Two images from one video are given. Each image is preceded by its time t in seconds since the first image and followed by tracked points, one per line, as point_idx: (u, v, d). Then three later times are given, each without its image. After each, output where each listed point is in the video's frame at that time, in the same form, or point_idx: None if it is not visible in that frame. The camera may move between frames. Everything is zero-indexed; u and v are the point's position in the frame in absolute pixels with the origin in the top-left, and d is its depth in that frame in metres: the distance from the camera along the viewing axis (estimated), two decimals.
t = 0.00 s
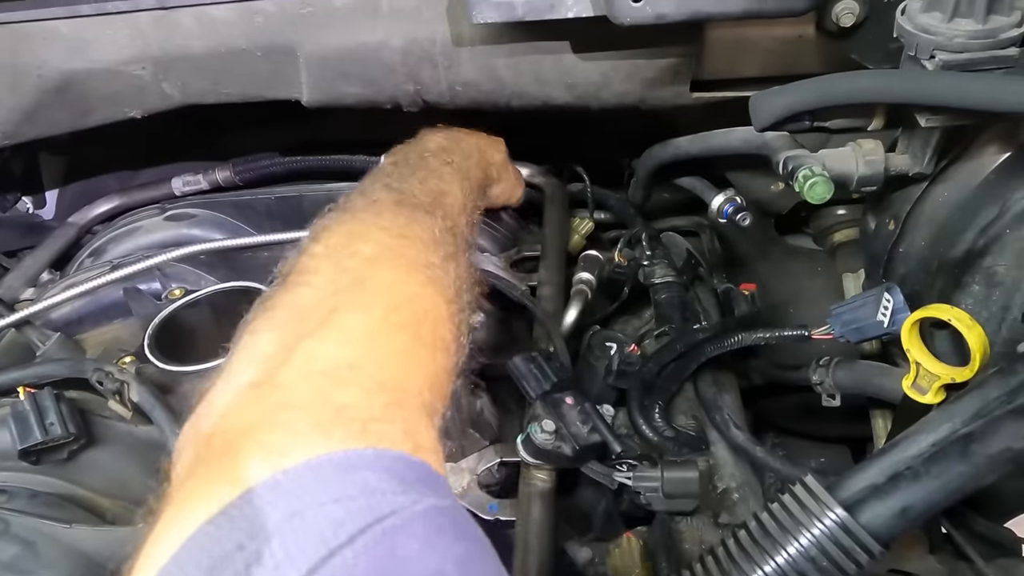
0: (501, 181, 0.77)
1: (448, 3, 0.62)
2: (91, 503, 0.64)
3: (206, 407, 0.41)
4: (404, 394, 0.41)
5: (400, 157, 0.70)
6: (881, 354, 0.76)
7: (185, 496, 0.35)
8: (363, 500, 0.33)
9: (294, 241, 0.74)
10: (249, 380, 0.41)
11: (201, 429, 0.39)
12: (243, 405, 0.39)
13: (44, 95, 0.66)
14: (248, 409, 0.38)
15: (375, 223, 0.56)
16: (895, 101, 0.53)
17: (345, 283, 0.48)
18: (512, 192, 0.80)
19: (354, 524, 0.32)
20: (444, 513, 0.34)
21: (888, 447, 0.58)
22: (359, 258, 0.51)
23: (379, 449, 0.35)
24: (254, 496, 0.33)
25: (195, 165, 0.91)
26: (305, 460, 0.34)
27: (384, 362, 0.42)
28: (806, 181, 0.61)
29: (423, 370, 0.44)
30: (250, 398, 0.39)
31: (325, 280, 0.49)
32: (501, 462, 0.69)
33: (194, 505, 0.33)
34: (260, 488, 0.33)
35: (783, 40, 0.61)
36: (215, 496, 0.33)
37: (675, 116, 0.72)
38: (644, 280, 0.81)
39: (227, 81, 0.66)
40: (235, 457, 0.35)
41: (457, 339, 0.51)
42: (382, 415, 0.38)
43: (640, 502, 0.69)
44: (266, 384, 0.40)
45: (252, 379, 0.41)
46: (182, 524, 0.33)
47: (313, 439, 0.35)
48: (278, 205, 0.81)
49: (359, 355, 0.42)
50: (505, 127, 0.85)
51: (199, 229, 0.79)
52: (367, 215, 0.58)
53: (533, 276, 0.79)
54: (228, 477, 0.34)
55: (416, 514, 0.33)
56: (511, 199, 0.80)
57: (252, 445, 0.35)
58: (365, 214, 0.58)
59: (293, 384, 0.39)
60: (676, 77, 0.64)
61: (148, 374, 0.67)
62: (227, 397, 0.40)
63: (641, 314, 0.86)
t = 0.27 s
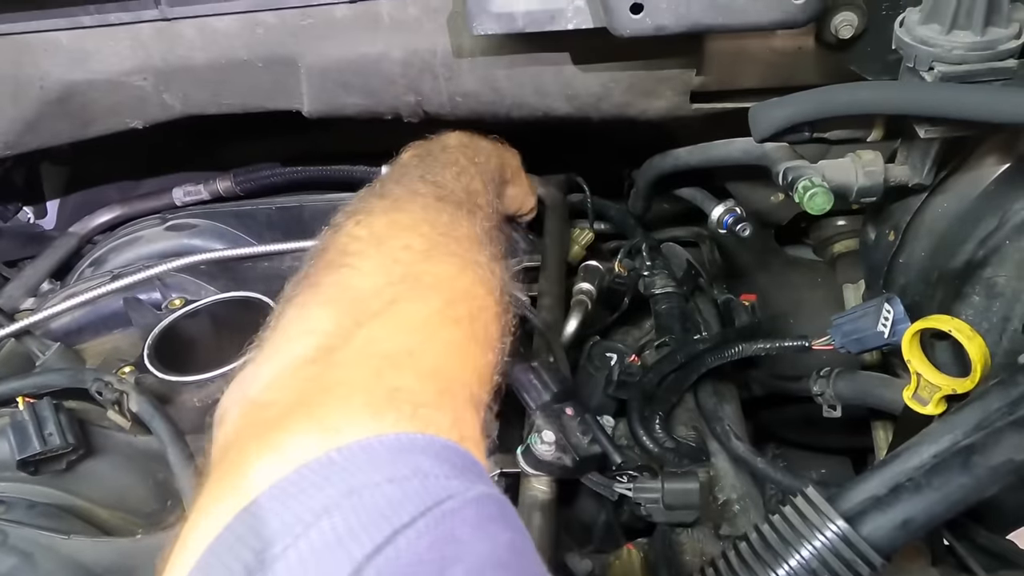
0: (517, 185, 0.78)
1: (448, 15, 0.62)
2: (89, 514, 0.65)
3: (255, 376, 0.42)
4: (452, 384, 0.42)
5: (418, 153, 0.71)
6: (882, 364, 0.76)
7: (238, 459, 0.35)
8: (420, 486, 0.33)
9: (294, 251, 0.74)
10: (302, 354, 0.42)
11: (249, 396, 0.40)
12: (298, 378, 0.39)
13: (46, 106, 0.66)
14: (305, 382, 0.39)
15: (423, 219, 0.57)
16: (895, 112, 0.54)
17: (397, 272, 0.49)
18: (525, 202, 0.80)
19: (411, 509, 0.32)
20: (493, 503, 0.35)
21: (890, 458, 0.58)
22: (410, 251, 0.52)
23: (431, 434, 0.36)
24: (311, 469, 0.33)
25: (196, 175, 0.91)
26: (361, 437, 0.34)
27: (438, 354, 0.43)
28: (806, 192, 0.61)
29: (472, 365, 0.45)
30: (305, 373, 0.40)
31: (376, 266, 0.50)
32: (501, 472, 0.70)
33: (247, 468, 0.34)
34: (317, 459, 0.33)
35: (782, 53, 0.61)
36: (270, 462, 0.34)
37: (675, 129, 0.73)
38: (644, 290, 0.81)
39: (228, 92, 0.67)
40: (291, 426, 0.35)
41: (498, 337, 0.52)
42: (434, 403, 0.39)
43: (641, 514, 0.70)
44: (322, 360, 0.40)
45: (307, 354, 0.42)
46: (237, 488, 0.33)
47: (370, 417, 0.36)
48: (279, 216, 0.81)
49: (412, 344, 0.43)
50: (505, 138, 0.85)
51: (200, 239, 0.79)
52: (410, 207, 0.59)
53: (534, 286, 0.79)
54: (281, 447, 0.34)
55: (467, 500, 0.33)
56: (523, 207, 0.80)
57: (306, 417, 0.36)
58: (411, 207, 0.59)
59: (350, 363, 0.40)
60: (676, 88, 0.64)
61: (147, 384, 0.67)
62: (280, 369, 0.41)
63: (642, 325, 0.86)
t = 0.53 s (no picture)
0: (501, 193, 0.78)
1: (449, 25, 0.62)
2: (87, 522, 0.66)
3: (272, 429, 0.43)
4: (466, 428, 0.43)
5: (406, 173, 0.72)
6: (884, 373, 0.77)
7: (263, 520, 0.36)
8: (445, 538, 0.34)
9: (296, 259, 0.74)
10: (316, 406, 0.43)
11: (269, 453, 0.41)
12: (315, 434, 0.40)
13: (49, 114, 0.67)
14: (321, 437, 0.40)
15: (427, 251, 0.58)
16: (895, 121, 0.54)
17: (403, 313, 0.50)
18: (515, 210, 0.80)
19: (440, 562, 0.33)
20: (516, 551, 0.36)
21: (892, 467, 0.58)
22: (416, 287, 0.53)
23: (452, 483, 0.37)
24: (339, 527, 0.34)
25: (198, 184, 0.91)
26: (385, 493, 0.36)
27: (451, 397, 0.44)
28: (806, 201, 0.61)
29: (482, 403, 0.46)
30: (322, 426, 0.41)
31: (384, 307, 0.51)
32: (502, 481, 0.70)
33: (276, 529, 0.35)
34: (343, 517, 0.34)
35: (781, 61, 0.61)
36: (297, 523, 0.35)
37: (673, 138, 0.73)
38: (645, 299, 0.81)
39: (230, 101, 0.67)
40: (314, 485, 0.37)
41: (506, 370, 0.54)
42: (449, 450, 0.40)
43: (642, 523, 0.70)
44: (337, 413, 0.41)
45: (320, 406, 0.43)
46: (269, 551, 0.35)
47: (389, 472, 0.37)
48: (280, 225, 0.81)
49: (423, 389, 0.44)
50: (506, 147, 0.85)
51: (201, 248, 0.79)
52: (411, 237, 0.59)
53: (533, 294, 0.78)
54: (309, 508, 0.35)
55: (493, 552, 0.34)
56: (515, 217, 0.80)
57: (327, 475, 0.37)
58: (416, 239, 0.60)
59: (365, 415, 0.41)
60: (676, 97, 0.64)
61: (148, 393, 0.66)
62: (297, 423, 0.42)
63: (643, 334, 0.86)
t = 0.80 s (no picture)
0: (513, 215, 0.78)
1: (449, 34, 0.62)
2: (86, 531, 0.65)
3: (244, 414, 0.42)
4: (438, 423, 0.42)
5: (418, 187, 0.72)
6: (884, 381, 0.77)
7: (223, 502, 0.36)
8: (399, 524, 0.33)
9: (296, 267, 0.74)
10: (290, 394, 0.43)
11: (238, 436, 0.41)
12: (284, 421, 0.40)
13: (51, 123, 0.67)
14: (291, 423, 0.40)
15: (417, 254, 0.58)
16: (894, 130, 0.54)
17: (386, 311, 0.50)
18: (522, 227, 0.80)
19: (391, 546, 0.33)
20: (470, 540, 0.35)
21: (893, 475, 0.58)
22: (402, 288, 0.53)
23: (415, 475, 0.37)
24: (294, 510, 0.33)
25: (198, 192, 0.91)
26: (346, 478, 0.35)
27: (425, 393, 0.44)
28: (806, 210, 0.61)
29: (459, 401, 0.46)
30: (294, 413, 0.41)
31: (367, 304, 0.50)
32: (501, 491, 0.70)
33: (234, 509, 0.35)
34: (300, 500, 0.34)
35: (780, 70, 0.61)
36: (255, 504, 0.34)
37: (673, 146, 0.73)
38: (645, 308, 0.81)
39: (232, 110, 0.67)
40: (276, 467, 0.36)
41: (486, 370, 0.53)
42: (418, 443, 0.40)
43: (642, 532, 0.69)
44: (309, 401, 0.41)
45: (293, 394, 0.42)
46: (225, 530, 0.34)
47: (353, 458, 0.36)
48: (281, 233, 0.81)
49: (397, 383, 0.43)
50: (506, 156, 0.85)
51: (202, 256, 0.79)
52: (403, 242, 0.60)
53: (534, 303, 0.78)
54: (267, 491, 0.35)
55: (445, 539, 0.34)
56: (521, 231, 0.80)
57: (291, 458, 0.37)
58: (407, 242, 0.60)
59: (336, 404, 0.40)
60: (676, 106, 0.64)
61: (147, 401, 0.67)
62: (268, 408, 0.42)
63: (642, 342, 0.86)
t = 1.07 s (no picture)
0: (515, 226, 0.79)
1: (450, 43, 0.62)
2: (86, 540, 0.65)
3: (242, 339, 0.44)
4: (438, 355, 0.44)
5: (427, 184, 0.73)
6: (885, 390, 0.77)
7: (233, 417, 0.37)
8: (402, 443, 0.34)
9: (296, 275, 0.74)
10: (291, 322, 0.44)
11: (237, 360, 0.42)
12: (293, 345, 0.41)
13: (52, 131, 0.67)
14: (294, 346, 0.41)
15: (411, 221, 0.60)
16: (894, 139, 0.54)
17: (384, 261, 0.51)
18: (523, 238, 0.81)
19: (394, 466, 0.33)
20: (480, 454, 0.36)
21: (894, 485, 0.57)
22: (398, 246, 0.55)
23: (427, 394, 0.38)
24: (305, 426, 0.35)
25: (199, 200, 0.91)
26: (358, 393, 0.37)
27: (428, 330, 0.46)
28: (806, 219, 0.61)
29: (458, 342, 0.48)
30: (296, 339, 0.42)
31: (365, 257, 0.52)
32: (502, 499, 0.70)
33: (245, 425, 0.36)
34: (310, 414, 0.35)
35: (781, 80, 0.61)
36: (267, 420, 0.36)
37: (672, 155, 0.73)
38: (645, 317, 0.82)
39: (233, 119, 0.67)
40: (287, 385, 0.38)
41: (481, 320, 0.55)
42: (421, 368, 0.41)
43: (643, 542, 0.69)
44: (312, 328, 0.43)
45: (293, 322, 0.44)
46: (236, 443, 0.36)
47: (361, 375, 0.38)
48: (281, 241, 0.81)
49: (400, 317, 0.45)
50: (506, 164, 0.86)
51: (202, 264, 0.80)
52: (399, 214, 0.61)
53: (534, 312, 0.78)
54: (286, 406, 0.36)
55: (449, 454, 0.34)
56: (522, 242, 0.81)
57: (299, 377, 0.38)
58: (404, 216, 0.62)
59: (341, 330, 0.42)
60: (676, 115, 0.64)
61: (147, 409, 0.65)
62: (270, 334, 0.43)
63: (643, 350, 0.86)
